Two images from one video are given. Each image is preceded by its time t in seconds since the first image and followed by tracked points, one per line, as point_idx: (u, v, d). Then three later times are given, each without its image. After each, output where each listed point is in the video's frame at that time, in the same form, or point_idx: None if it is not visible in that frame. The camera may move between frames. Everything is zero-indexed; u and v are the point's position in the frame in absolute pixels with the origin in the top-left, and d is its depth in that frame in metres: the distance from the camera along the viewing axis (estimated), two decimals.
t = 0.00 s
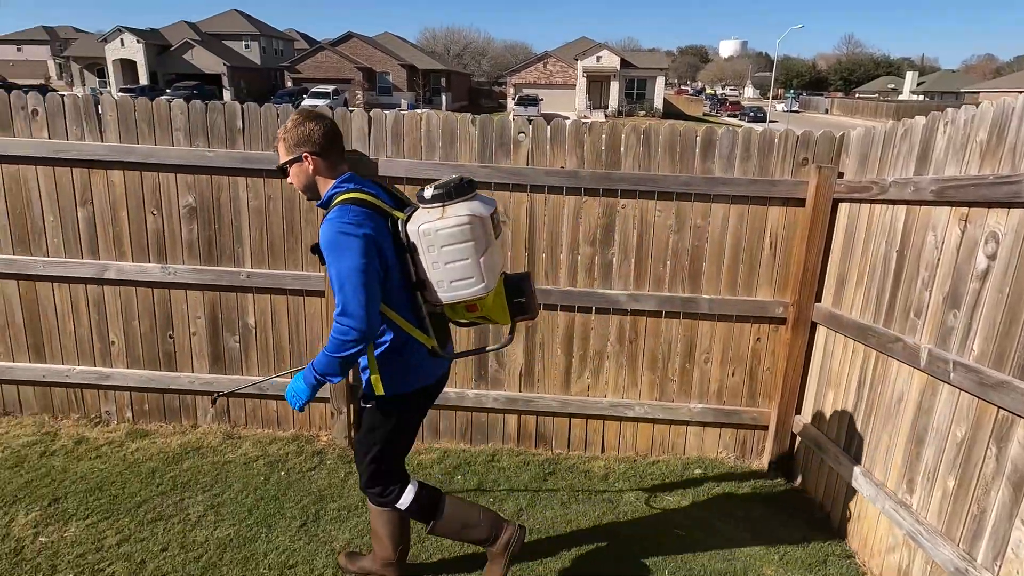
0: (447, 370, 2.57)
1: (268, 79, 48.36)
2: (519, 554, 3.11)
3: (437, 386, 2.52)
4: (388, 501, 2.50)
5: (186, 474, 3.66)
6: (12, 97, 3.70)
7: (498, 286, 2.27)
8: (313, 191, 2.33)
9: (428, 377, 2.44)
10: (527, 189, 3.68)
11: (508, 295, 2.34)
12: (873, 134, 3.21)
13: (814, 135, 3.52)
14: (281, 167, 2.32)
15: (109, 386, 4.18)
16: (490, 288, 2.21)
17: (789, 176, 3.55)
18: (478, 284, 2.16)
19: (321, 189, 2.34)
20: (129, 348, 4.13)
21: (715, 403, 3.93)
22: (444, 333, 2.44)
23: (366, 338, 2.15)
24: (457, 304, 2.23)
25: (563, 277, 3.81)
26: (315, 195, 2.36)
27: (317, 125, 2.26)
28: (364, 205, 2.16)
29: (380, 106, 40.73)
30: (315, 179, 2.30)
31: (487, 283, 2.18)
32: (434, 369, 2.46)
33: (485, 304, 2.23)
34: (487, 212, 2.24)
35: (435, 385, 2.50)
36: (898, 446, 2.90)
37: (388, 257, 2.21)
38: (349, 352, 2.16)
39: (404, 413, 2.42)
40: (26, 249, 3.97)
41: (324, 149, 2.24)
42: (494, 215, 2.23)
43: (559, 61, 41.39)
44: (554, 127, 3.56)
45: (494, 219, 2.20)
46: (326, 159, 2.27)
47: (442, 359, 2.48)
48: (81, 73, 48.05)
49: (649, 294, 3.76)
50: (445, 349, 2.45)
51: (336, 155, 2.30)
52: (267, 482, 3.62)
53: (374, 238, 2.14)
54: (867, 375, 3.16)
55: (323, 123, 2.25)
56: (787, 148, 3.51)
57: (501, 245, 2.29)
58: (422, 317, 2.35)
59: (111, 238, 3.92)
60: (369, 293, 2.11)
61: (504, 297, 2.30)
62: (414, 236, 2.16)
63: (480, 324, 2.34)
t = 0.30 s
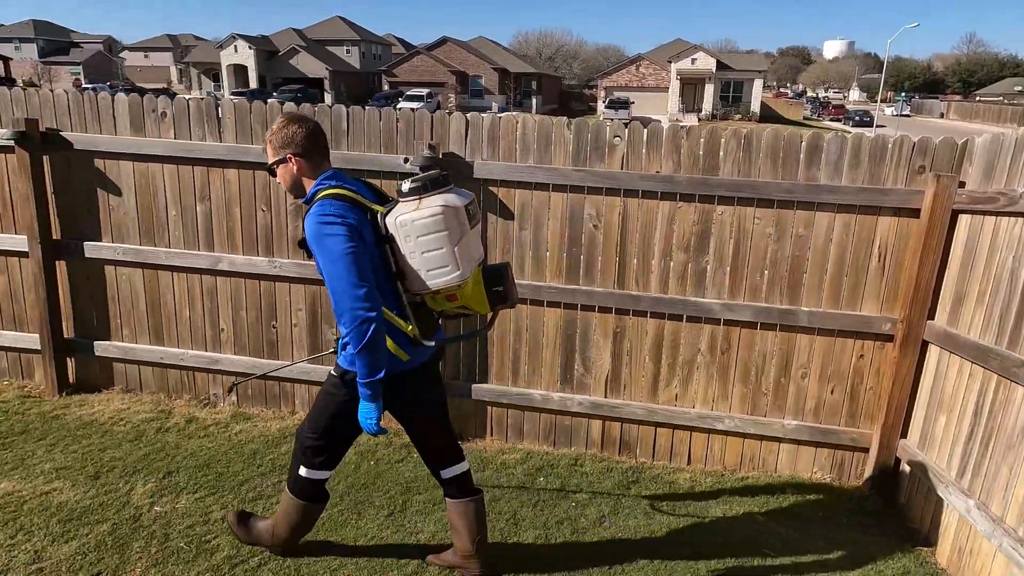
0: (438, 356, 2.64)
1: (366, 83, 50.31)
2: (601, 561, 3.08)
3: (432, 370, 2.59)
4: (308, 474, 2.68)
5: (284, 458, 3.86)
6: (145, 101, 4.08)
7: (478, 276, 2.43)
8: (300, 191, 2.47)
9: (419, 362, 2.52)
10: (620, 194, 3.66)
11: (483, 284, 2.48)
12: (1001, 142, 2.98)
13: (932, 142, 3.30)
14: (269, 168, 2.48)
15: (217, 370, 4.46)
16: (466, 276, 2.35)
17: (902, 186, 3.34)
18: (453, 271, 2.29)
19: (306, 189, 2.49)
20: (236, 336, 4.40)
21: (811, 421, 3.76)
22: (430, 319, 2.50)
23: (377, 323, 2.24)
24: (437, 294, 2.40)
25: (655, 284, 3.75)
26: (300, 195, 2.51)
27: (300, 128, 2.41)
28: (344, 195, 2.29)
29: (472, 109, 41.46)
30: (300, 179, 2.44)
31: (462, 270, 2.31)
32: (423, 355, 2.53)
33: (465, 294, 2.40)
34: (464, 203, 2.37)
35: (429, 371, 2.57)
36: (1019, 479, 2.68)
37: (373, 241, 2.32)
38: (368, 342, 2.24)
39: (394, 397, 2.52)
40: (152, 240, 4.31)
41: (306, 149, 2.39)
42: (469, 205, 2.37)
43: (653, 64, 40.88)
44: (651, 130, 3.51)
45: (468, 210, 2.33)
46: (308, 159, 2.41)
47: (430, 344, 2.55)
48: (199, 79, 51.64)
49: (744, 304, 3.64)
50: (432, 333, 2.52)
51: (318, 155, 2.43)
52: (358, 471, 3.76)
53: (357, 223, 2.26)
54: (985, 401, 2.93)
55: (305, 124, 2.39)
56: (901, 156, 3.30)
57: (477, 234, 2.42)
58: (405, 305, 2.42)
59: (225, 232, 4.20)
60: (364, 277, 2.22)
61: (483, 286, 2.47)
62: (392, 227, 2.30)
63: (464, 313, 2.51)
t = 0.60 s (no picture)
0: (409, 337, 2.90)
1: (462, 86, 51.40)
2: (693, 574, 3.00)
3: (401, 349, 2.84)
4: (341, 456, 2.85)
5: (379, 448, 4.01)
6: (266, 105, 4.38)
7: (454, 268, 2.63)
8: (296, 171, 2.76)
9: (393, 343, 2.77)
10: (723, 201, 3.57)
11: (460, 279, 2.64)
12: None
13: None
14: (272, 149, 2.77)
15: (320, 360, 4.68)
16: (439, 267, 2.57)
17: None
18: (426, 262, 2.51)
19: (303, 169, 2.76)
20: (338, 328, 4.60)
21: (924, 446, 3.52)
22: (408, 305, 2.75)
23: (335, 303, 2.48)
24: (413, 282, 2.59)
25: (756, 295, 3.63)
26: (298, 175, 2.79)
27: (299, 113, 2.68)
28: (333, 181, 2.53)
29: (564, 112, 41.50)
30: (297, 160, 2.72)
31: (434, 262, 2.53)
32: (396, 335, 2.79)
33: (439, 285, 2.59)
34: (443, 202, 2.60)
35: (400, 350, 2.84)
36: None
37: (352, 227, 2.55)
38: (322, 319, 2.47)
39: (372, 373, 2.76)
40: (266, 235, 4.59)
41: (303, 134, 2.66)
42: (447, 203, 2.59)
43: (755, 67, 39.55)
44: (758, 135, 3.40)
45: (446, 207, 2.56)
46: (305, 142, 2.69)
47: (400, 327, 2.80)
48: (307, 83, 54.52)
49: (853, 318, 3.46)
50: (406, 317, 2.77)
51: (314, 139, 2.71)
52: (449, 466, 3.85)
53: (339, 209, 2.49)
54: None
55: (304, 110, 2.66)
56: None
57: (454, 230, 2.65)
58: (379, 289, 2.66)
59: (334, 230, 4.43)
60: (334, 259, 2.45)
61: (459, 280, 2.63)
62: (375, 218, 2.53)
63: (438, 304, 2.69)
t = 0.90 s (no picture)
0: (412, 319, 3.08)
1: (542, 88, 51.57)
2: None
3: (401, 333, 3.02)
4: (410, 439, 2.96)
5: (459, 444, 4.09)
6: (363, 108, 4.59)
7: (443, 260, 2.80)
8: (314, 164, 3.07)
9: (392, 327, 2.95)
10: (820, 206, 3.43)
11: (448, 269, 2.84)
12: None
13: None
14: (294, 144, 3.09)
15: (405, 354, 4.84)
16: (428, 257, 2.71)
17: None
18: (415, 252, 2.65)
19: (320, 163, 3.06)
20: (423, 325, 4.76)
21: None
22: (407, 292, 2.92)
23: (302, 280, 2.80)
24: (405, 270, 2.79)
25: (852, 306, 3.47)
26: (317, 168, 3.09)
27: (316, 112, 2.99)
28: (333, 176, 2.77)
29: (645, 114, 40.95)
30: (313, 155, 3.02)
31: (423, 252, 2.67)
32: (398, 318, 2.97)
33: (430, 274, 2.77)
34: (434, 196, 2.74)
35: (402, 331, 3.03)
36: None
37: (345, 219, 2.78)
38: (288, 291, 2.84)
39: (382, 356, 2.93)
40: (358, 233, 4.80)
41: (319, 131, 2.96)
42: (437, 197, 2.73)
43: (850, 67, 37.76)
44: (860, 139, 3.25)
45: (436, 201, 2.69)
46: (321, 139, 2.99)
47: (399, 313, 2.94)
48: (392, 85, 56.16)
49: (960, 334, 3.26)
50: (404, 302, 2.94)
51: (330, 136, 3.01)
52: (527, 465, 3.88)
53: (332, 203, 2.73)
54: None
55: (321, 110, 2.96)
56: None
57: (445, 223, 2.79)
58: (374, 275, 2.84)
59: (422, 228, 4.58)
60: (313, 246, 2.73)
61: (447, 269, 2.83)
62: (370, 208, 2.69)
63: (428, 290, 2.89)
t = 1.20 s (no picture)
0: (415, 292, 3.44)
1: (624, 90, 51.05)
2: None
3: (402, 303, 3.39)
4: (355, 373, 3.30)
5: (536, 443, 4.13)
6: (451, 110, 4.69)
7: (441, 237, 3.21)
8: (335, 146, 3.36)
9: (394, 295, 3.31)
10: (925, 215, 3.25)
11: (443, 247, 3.24)
12: None
13: None
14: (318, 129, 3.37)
15: (484, 353, 4.92)
16: (425, 233, 3.12)
17: None
18: (413, 227, 3.05)
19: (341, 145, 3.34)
20: (503, 324, 4.83)
21: None
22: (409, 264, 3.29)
23: (333, 256, 3.08)
24: (407, 245, 3.18)
25: (959, 321, 3.27)
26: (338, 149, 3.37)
27: (338, 99, 3.27)
28: (351, 155, 3.12)
29: (731, 117, 39.89)
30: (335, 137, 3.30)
31: (420, 228, 3.07)
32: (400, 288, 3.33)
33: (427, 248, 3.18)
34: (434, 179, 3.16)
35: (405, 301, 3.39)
36: None
37: (360, 195, 3.13)
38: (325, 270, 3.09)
39: (375, 319, 3.33)
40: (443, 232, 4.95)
41: (339, 116, 3.26)
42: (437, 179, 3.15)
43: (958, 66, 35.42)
44: (974, 144, 3.06)
45: (434, 182, 3.11)
46: (342, 123, 3.28)
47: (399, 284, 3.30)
48: (474, 87, 57.07)
49: None
50: (406, 275, 3.30)
51: (349, 120, 3.29)
52: (603, 469, 3.87)
53: (349, 180, 3.07)
54: None
55: (342, 96, 3.25)
56: None
57: (442, 203, 3.20)
58: (381, 247, 3.20)
59: (506, 229, 4.66)
60: (334, 221, 3.05)
61: (442, 246, 3.24)
62: (377, 186, 3.09)
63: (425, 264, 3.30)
